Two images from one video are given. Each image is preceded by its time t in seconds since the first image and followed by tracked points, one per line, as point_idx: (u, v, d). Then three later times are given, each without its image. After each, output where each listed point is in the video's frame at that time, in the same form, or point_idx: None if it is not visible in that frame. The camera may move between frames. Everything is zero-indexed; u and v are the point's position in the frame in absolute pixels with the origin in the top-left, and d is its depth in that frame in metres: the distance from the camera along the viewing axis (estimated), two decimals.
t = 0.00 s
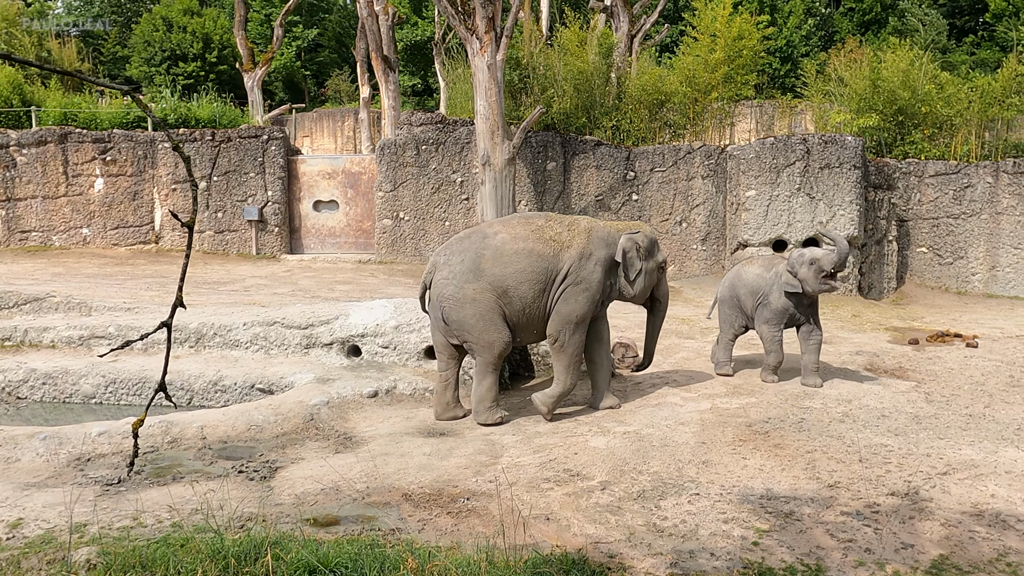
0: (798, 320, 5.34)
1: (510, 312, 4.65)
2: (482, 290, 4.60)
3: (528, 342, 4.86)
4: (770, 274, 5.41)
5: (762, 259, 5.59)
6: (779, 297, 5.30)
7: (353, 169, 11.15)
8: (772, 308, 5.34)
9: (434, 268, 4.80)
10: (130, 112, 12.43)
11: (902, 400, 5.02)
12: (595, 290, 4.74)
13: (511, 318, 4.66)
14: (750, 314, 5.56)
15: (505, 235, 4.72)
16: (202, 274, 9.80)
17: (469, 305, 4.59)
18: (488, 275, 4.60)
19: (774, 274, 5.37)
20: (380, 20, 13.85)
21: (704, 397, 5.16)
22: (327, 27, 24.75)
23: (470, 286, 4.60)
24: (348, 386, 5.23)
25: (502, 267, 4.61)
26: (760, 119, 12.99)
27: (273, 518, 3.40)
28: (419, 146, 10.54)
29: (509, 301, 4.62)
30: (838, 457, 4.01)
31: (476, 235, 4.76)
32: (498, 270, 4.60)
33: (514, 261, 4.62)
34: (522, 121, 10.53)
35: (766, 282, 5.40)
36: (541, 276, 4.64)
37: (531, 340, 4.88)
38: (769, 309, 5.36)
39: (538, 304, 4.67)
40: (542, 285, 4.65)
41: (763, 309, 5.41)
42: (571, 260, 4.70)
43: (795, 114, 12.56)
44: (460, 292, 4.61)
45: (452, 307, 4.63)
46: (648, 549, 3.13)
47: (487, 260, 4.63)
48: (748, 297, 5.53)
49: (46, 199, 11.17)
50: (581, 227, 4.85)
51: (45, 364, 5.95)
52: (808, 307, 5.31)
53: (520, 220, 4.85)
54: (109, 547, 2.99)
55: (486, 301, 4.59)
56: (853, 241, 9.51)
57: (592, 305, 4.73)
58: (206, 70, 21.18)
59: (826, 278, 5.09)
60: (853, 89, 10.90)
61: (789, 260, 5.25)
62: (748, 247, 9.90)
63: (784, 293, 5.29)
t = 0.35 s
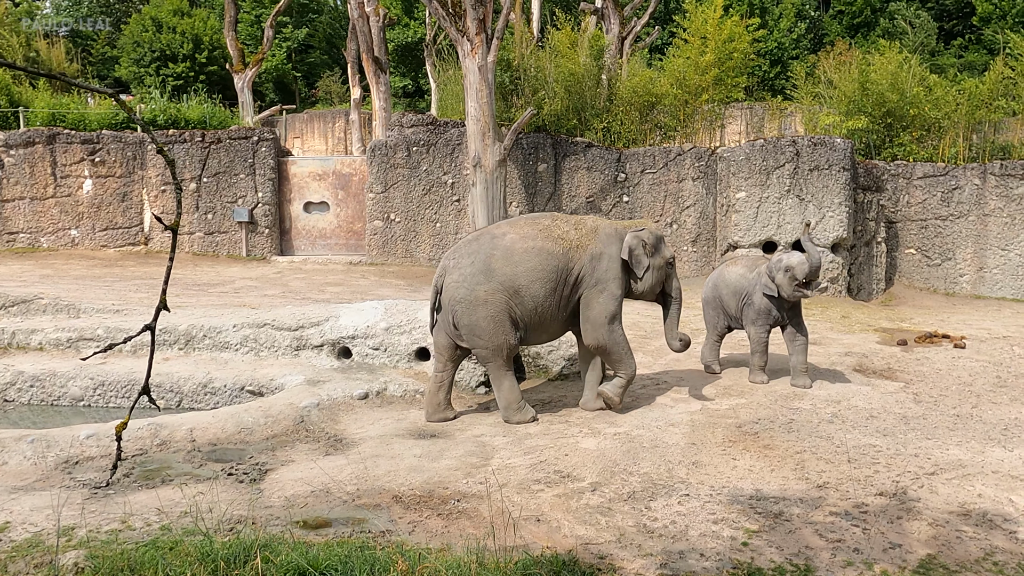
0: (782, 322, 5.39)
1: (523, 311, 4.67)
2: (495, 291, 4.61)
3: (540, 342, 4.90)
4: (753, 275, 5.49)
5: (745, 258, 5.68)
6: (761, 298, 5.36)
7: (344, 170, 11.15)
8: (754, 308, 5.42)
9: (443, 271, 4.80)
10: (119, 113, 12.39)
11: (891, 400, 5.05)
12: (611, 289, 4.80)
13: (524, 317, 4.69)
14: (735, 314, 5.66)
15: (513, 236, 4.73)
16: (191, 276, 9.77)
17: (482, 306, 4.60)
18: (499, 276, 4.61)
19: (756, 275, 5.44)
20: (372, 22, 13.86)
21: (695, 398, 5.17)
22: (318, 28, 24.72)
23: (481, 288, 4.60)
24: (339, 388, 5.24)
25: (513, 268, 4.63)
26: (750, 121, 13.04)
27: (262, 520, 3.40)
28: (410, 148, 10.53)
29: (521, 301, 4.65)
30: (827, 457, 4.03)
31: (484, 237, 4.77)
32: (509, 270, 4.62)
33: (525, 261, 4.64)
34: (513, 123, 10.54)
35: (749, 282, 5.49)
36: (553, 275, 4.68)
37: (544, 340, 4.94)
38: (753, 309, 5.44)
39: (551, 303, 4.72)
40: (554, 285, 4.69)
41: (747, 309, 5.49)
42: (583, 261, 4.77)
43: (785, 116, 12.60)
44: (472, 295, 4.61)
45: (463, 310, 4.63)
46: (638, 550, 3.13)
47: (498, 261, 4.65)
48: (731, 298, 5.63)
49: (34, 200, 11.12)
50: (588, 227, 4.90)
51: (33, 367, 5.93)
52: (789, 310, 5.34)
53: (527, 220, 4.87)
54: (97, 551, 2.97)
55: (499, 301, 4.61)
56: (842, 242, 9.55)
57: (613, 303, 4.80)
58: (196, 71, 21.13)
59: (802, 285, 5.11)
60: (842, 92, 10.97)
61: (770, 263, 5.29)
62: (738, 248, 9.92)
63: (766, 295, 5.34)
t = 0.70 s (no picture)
0: (767, 322, 5.46)
1: (540, 307, 4.68)
2: (511, 285, 4.62)
3: (557, 340, 4.88)
4: (738, 274, 5.58)
5: (731, 258, 5.78)
6: (745, 298, 5.44)
7: (336, 171, 11.12)
8: (740, 308, 5.50)
9: (458, 267, 4.81)
10: (108, 113, 12.34)
11: (881, 400, 5.07)
12: (630, 288, 4.86)
13: (541, 313, 4.70)
14: (721, 314, 5.74)
15: (529, 232, 4.77)
16: (182, 277, 9.74)
17: (499, 300, 4.61)
18: (516, 270, 4.63)
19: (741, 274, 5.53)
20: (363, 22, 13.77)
21: (687, 398, 5.19)
22: (308, 28, 24.68)
23: (498, 281, 4.62)
24: (330, 390, 5.22)
25: (530, 262, 4.65)
26: (741, 122, 13.08)
27: (254, 522, 3.39)
28: (402, 148, 10.51)
29: (538, 295, 4.66)
30: (818, 457, 4.04)
31: (499, 234, 4.80)
32: (526, 265, 4.64)
33: (542, 256, 4.67)
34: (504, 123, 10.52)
35: (735, 282, 5.58)
36: (570, 271, 4.70)
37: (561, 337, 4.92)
38: (739, 309, 5.51)
39: (568, 300, 4.73)
40: (572, 282, 4.71)
41: (734, 309, 5.57)
42: (600, 259, 4.81)
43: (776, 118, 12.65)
44: (488, 288, 4.62)
45: (478, 305, 4.64)
46: (631, 551, 3.14)
47: (515, 255, 4.67)
48: (717, 298, 5.72)
49: (23, 201, 11.06)
50: (603, 227, 4.95)
51: (22, 368, 5.90)
52: (775, 312, 5.40)
53: (541, 219, 4.91)
54: (87, 553, 2.96)
55: (516, 295, 4.62)
56: (832, 243, 9.61)
57: (634, 302, 4.87)
58: (185, 71, 21.06)
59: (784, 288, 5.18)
60: (833, 93, 11.02)
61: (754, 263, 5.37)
62: (729, 249, 9.91)
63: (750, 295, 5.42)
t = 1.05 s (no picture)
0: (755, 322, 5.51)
1: (558, 305, 4.68)
2: (530, 284, 4.63)
3: (573, 338, 4.87)
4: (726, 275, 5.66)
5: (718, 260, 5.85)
6: (733, 298, 5.50)
7: (327, 172, 11.11)
8: (728, 308, 5.55)
9: (474, 266, 4.79)
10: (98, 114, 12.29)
11: (872, 400, 5.09)
12: (638, 284, 4.95)
13: (559, 312, 4.70)
14: (709, 314, 5.79)
15: (545, 231, 4.77)
16: (173, 278, 9.71)
17: (517, 300, 4.61)
18: (535, 269, 4.64)
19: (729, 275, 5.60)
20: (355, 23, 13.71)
21: (679, 398, 5.19)
22: (300, 29, 24.63)
23: (517, 281, 4.62)
24: (322, 391, 5.21)
25: (549, 261, 4.66)
26: (733, 123, 13.11)
27: (245, 524, 3.37)
28: (394, 150, 10.50)
29: (556, 294, 4.66)
30: (809, 457, 4.05)
31: (515, 232, 4.79)
32: (545, 263, 4.65)
33: (560, 255, 4.68)
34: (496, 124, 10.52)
35: (723, 282, 5.65)
36: (586, 269, 4.73)
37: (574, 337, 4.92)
38: (727, 309, 5.56)
39: (584, 297, 4.75)
40: (588, 280, 4.74)
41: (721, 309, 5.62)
42: (612, 255, 4.87)
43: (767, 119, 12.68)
44: (507, 287, 4.62)
45: (497, 304, 4.63)
46: (623, 551, 3.14)
47: (534, 254, 4.67)
48: (706, 298, 5.77)
49: (12, 202, 11.00)
50: (612, 224, 5.01)
51: (11, 370, 5.86)
52: (763, 312, 5.43)
53: (554, 218, 4.93)
54: (76, 556, 2.95)
55: (534, 295, 4.63)
56: (823, 244, 9.66)
57: (642, 297, 4.96)
58: (176, 72, 20.99)
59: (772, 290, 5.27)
60: (823, 95, 11.08)
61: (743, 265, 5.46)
62: (721, 249, 9.92)
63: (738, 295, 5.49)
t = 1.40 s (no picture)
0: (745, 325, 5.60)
1: (568, 307, 4.68)
2: (541, 286, 4.63)
3: (580, 338, 4.89)
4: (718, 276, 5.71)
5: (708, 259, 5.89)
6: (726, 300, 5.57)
7: (320, 173, 11.09)
8: (720, 309, 5.63)
9: (483, 268, 4.77)
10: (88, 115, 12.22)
11: (865, 399, 5.10)
12: (642, 281, 5.00)
13: (569, 313, 4.70)
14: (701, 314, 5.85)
15: (555, 232, 4.77)
16: (165, 280, 9.68)
17: (527, 302, 4.62)
18: (546, 271, 4.63)
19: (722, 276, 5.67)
20: (349, 23, 13.75)
21: (673, 398, 5.20)
22: (292, 30, 24.59)
23: (528, 283, 4.61)
24: (315, 393, 5.19)
25: (559, 263, 4.65)
26: (725, 124, 13.13)
27: (238, 527, 3.36)
28: (386, 151, 10.49)
29: (567, 296, 4.66)
30: (803, 457, 4.05)
31: (524, 233, 4.78)
32: (556, 265, 4.64)
33: (570, 256, 4.69)
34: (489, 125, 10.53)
35: (715, 282, 5.70)
36: (595, 270, 4.75)
37: (581, 337, 4.93)
38: (719, 310, 5.62)
39: (591, 298, 4.76)
40: (596, 280, 4.76)
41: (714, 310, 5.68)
42: (619, 254, 4.90)
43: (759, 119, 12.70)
44: (518, 290, 4.61)
45: (508, 306, 4.62)
46: (617, 552, 3.13)
47: (545, 256, 4.66)
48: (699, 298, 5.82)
49: (3, 204, 10.95)
50: (618, 223, 5.04)
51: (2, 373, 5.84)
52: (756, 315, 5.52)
53: (561, 218, 4.93)
54: (67, 560, 2.93)
55: (544, 297, 4.63)
56: (815, 244, 9.69)
57: (644, 294, 5.01)
58: (167, 74, 20.92)
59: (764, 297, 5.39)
60: (815, 95, 11.08)
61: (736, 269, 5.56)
62: (714, 250, 9.94)
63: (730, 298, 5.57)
